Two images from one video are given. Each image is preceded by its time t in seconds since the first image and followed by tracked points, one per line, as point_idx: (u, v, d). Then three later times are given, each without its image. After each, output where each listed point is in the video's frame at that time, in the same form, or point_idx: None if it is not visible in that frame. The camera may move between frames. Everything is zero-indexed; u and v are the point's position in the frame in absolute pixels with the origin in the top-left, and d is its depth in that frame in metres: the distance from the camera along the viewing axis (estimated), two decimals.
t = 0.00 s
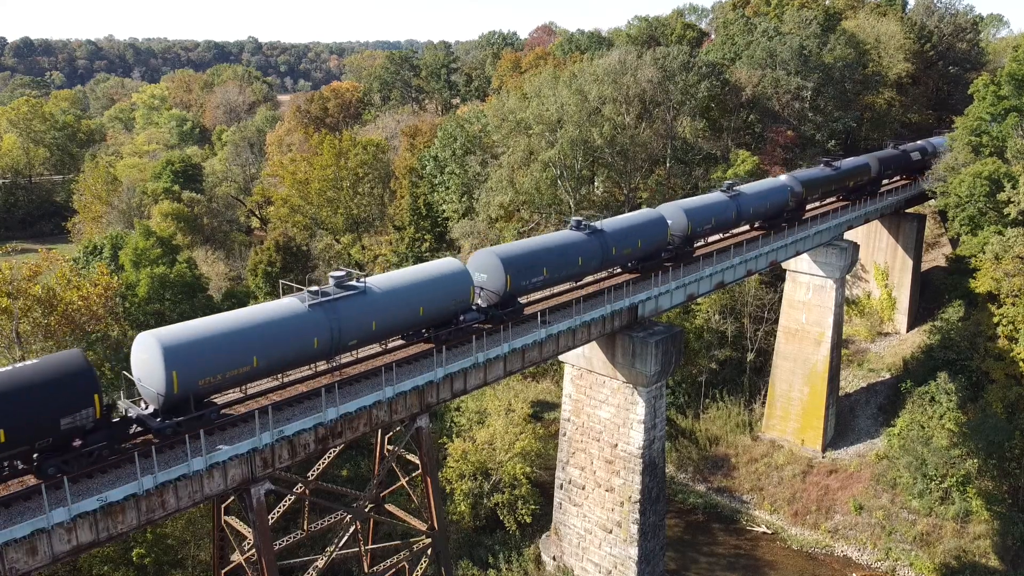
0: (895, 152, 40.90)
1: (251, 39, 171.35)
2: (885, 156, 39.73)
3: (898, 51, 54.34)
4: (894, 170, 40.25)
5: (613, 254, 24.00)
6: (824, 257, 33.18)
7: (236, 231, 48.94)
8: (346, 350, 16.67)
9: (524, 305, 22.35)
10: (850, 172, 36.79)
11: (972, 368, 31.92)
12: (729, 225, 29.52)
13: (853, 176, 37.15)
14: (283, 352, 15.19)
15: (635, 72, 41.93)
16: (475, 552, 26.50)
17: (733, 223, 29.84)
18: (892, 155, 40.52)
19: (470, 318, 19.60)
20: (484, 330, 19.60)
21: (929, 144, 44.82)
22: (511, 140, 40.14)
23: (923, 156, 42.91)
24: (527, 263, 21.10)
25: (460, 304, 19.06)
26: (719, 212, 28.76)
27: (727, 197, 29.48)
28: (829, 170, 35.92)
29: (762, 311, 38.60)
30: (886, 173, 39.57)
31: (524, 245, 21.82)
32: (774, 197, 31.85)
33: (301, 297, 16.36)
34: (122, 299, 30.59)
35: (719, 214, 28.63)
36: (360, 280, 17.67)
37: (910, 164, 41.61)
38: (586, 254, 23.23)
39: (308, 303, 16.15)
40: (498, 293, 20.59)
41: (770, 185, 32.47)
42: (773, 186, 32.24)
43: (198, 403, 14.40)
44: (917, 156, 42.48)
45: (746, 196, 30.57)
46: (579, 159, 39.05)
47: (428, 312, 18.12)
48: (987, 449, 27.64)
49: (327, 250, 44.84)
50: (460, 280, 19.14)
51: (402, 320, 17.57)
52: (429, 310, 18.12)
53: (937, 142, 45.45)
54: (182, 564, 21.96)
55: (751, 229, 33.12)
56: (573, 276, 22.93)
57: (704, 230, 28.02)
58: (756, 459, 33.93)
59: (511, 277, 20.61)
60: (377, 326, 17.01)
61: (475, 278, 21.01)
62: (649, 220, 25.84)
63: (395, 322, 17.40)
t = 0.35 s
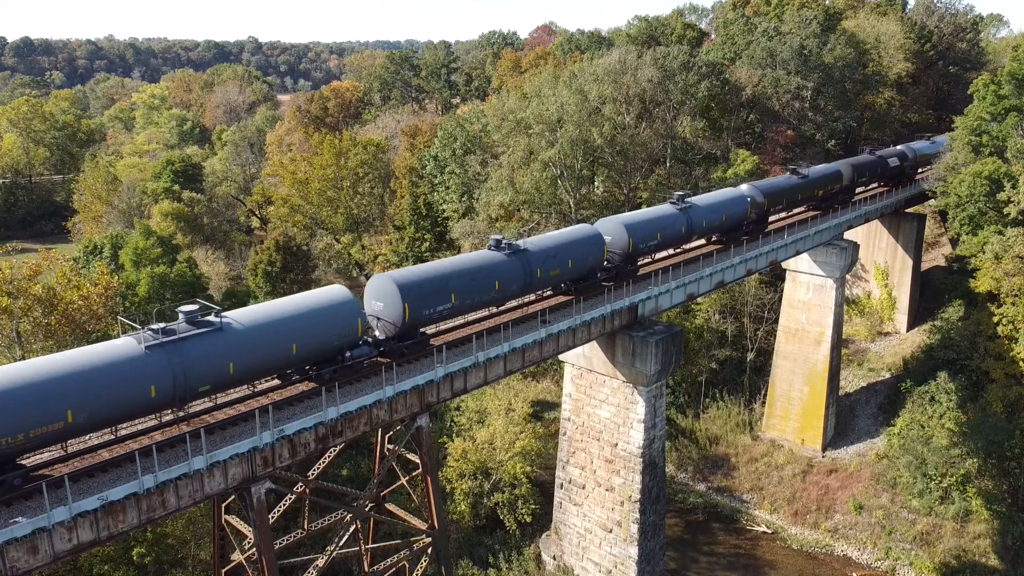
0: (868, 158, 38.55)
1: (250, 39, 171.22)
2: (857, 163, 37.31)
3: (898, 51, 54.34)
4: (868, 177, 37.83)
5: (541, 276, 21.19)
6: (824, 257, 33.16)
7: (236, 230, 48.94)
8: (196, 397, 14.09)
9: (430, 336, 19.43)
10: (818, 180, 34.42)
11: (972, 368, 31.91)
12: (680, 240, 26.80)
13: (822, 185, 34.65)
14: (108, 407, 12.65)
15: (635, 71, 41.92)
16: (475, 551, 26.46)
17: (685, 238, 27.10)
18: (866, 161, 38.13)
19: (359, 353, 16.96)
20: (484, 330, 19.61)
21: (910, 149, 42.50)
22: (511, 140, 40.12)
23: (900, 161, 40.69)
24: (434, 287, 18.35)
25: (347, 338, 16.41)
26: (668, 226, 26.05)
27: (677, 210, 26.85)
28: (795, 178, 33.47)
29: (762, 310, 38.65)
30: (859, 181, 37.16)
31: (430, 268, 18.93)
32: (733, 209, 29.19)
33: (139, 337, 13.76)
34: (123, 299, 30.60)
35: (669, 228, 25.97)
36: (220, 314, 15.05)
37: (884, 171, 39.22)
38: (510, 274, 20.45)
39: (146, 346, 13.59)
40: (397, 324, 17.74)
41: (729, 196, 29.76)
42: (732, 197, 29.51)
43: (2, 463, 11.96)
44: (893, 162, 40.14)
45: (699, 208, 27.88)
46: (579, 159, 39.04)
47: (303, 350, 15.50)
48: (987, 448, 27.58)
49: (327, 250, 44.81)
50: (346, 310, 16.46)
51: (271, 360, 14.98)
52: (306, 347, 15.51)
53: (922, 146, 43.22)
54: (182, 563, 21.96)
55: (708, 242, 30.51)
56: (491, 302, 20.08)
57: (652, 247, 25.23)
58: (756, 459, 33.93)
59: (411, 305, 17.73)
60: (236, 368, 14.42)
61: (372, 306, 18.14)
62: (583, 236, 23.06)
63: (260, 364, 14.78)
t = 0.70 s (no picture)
0: (844, 165, 36.29)
1: (250, 39, 171.11)
2: (832, 169, 35.00)
3: (897, 51, 54.39)
4: (842, 185, 35.59)
5: (456, 301, 18.85)
6: (824, 257, 33.17)
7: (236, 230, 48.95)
8: (13, 455, 11.83)
9: (323, 370, 17.10)
10: (786, 190, 32.19)
11: (972, 367, 31.94)
12: (626, 257, 24.47)
13: (791, 195, 32.41)
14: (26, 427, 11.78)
15: (635, 71, 41.91)
16: (475, 551, 26.45)
17: (632, 254, 24.71)
18: (841, 168, 35.88)
19: (226, 396, 14.65)
20: (484, 329, 19.62)
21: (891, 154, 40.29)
22: (512, 140, 40.13)
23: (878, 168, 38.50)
24: (323, 317, 15.93)
25: (211, 379, 14.17)
26: (612, 242, 23.71)
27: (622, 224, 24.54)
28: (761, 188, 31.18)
29: (762, 310, 38.71)
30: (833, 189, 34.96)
31: (321, 294, 16.54)
32: (688, 223, 26.82)
33: None
34: (123, 298, 30.62)
35: (614, 243, 23.69)
36: (47, 355, 12.75)
37: (861, 178, 36.98)
38: (420, 300, 18.02)
39: None
40: (277, 360, 15.41)
41: (686, 209, 27.38)
42: (688, 210, 27.17)
43: None
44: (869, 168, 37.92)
45: (650, 221, 25.50)
46: (579, 159, 39.07)
47: (155, 395, 13.34)
48: (987, 447, 27.60)
49: (327, 250, 44.78)
50: (210, 345, 14.27)
51: (114, 408, 12.78)
52: (156, 392, 13.32)
53: (904, 151, 41.08)
54: (182, 563, 21.96)
55: (662, 256, 28.14)
56: (397, 332, 17.68)
57: (591, 265, 22.93)
58: (756, 458, 33.95)
59: (293, 340, 15.36)
60: (65, 419, 12.18)
61: (251, 338, 15.83)
62: (510, 255, 20.72)
63: (96, 414, 12.53)
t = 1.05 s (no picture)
0: (810, 173, 34.00)
1: (250, 39, 170.97)
2: (795, 179, 32.72)
3: (897, 51, 54.39)
4: (808, 195, 33.29)
5: (340, 334, 16.32)
6: (824, 257, 33.17)
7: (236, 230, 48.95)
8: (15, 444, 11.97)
9: (169, 419, 14.45)
10: (744, 202, 29.97)
11: (971, 367, 31.96)
12: (555, 278, 21.99)
13: (748, 208, 30.04)
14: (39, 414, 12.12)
15: (634, 71, 41.89)
16: (475, 550, 26.42)
17: (562, 276, 22.20)
18: (808, 176, 33.57)
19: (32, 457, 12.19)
20: (484, 328, 19.63)
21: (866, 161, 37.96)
22: (511, 140, 40.12)
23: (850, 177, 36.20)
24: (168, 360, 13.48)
25: (9, 441, 11.74)
26: (537, 262, 21.20)
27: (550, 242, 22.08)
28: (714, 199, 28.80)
29: (762, 310, 38.74)
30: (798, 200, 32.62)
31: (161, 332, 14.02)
32: (629, 238, 24.28)
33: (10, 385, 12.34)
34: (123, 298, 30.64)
35: (540, 264, 21.22)
36: None
37: (829, 187, 34.74)
38: (297, 334, 15.50)
39: None
40: (102, 413, 12.83)
41: (629, 222, 24.87)
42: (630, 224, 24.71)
43: None
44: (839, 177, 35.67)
45: (585, 237, 22.98)
46: (579, 159, 39.12)
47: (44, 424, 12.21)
48: (987, 447, 27.60)
49: (327, 250, 44.75)
50: (9, 398, 11.77)
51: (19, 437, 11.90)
52: None
53: (882, 156, 38.81)
54: (182, 562, 21.95)
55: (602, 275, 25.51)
56: (264, 373, 15.15)
57: (511, 289, 20.47)
58: (756, 458, 33.96)
59: (120, 389, 12.76)
60: None
61: (80, 386, 13.26)
62: (409, 281, 18.15)
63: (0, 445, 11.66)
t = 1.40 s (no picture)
0: (776, 182, 31.80)
1: (250, 39, 170.89)
2: (758, 189, 30.54)
3: (897, 51, 54.40)
4: (772, 206, 31.09)
5: (201, 375, 13.97)
6: (824, 257, 33.16)
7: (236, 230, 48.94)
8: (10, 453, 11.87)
9: None
10: (701, 215, 27.65)
11: (971, 367, 31.96)
12: (475, 303, 19.55)
13: (705, 220, 27.72)
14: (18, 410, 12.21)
15: (634, 70, 41.87)
16: (475, 550, 26.38)
17: (484, 300, 19.75)
18: (774, 186, 31.44)
19: None
20: (484, 328, 19.62)
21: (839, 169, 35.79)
22: (511, 140, 40.09)
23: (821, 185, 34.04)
24: None
25: None
26: (452, 285, 18.74)
27: (471, 262, 19.67)
28: (665, 212, 26.45)
29: (762, 310, 38.78)
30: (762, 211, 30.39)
31: None
32: (564, 257, 21.88)
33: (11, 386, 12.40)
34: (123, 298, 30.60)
35: (456, 287, 18.77)
36: None
37: (796, 196, 32.63)
38: (145, 379, 13.15)
39: None
40: None
41: (566, 237, 22.51)
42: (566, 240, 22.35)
43: None
44: (808, 186, 33.52)
45: (512, 256, 20.59)
46: (579, 158, 39.10)
47: None
48: (987, 447, 27.57)
49: (327, 250, 44.71)
50: None
51: None
52: None
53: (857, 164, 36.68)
54: (182, 562, 21.93)
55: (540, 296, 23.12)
56: (104, 425, 12.84)
57: (420, 318, 18.05)
58: (756, 458, 33.95)
59: None
60: None
61: None
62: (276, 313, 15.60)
63: None
